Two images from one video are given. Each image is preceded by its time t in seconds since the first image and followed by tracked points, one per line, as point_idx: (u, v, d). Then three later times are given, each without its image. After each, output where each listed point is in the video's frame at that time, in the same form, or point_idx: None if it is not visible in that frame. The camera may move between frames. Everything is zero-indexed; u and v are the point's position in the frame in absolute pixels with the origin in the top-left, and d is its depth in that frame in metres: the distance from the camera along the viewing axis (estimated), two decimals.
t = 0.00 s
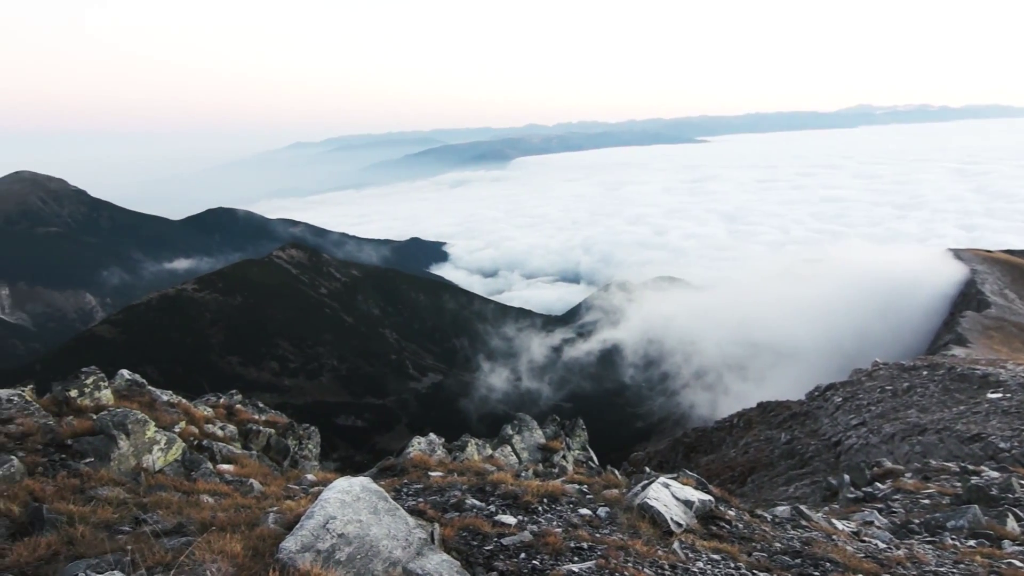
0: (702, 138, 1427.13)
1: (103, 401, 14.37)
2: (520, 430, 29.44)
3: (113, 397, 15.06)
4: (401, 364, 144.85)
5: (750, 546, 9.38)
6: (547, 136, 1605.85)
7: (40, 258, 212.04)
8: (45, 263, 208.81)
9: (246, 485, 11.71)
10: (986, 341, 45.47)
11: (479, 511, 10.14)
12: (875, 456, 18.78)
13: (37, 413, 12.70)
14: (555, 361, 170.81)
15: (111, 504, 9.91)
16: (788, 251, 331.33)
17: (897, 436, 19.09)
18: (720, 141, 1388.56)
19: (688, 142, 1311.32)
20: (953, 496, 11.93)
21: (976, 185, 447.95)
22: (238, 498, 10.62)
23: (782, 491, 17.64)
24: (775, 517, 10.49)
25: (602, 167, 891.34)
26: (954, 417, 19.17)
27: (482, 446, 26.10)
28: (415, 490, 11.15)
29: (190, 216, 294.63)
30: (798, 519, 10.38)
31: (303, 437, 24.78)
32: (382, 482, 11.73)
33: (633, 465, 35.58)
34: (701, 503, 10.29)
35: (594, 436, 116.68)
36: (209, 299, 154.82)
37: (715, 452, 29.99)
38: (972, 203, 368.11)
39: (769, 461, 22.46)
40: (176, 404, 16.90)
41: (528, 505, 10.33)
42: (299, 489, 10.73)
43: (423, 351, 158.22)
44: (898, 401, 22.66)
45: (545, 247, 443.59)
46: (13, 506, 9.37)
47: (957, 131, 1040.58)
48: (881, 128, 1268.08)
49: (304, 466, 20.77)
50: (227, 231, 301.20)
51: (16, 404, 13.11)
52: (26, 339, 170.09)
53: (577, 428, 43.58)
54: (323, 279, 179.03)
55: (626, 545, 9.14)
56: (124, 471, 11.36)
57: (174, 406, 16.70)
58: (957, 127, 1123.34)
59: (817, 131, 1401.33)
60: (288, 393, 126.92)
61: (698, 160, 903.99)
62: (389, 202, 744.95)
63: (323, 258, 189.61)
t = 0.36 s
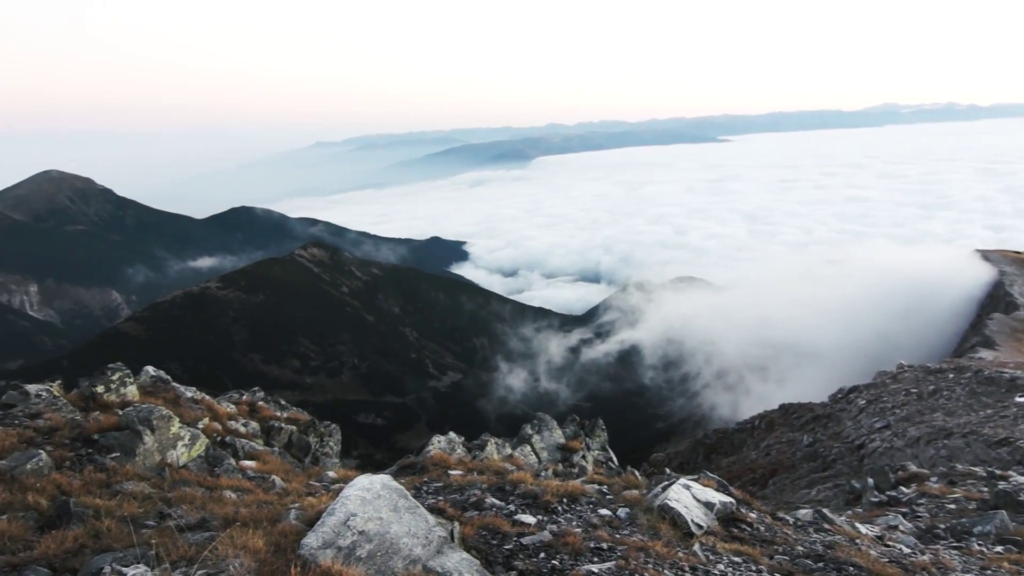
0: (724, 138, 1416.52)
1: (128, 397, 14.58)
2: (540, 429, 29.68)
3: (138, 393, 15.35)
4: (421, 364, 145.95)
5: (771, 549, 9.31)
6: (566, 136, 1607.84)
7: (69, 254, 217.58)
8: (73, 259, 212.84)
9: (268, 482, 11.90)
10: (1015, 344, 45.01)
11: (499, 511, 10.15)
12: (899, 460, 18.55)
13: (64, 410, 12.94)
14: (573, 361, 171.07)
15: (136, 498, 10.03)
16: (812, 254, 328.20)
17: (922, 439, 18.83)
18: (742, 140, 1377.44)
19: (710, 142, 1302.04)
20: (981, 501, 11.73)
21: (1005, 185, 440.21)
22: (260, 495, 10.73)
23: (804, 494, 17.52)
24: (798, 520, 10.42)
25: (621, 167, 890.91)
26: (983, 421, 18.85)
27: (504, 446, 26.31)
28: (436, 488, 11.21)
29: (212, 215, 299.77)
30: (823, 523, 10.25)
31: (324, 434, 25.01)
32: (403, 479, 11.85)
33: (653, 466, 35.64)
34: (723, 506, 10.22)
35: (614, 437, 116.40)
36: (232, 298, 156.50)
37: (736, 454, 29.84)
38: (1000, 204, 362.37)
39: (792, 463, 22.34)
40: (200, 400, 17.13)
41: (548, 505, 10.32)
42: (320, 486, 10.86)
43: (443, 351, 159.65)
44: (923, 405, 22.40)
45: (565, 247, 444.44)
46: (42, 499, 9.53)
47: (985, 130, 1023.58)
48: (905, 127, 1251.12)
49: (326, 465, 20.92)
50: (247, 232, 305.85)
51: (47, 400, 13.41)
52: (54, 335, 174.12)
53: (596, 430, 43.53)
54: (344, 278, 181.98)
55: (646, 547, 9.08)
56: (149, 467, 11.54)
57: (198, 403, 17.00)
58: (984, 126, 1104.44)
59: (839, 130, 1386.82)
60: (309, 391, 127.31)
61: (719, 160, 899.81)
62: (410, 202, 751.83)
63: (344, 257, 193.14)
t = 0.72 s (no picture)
0: (749, 137, 1398.77)
1: (155, 393, 14.75)
2: (561, 427, 29.48)
3: (164, 388, 15.54)
4: (443, 362, 147.55)
5: (795, 552, 9.23)
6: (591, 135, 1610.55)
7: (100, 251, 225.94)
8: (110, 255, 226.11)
9: (291, 479, 12.05)
10: None
11: (520, 510, 10.17)
12: (928, 462, 18.28)
13: (94, 404, 13.23)
14: (594, 362, 170.47)
15: (162, 493, 10.19)
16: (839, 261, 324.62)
17: (951, 443, 18.57)
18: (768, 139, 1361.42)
19: (736, 141, 1287.36)
20: (1009, 506, 11.58)
21: None
22: (283, 490, 10.90)
23: (827, 496, 17.45)
24: (822, 522, 10.33)
25: (644, 167, 889.26)
26: (1013, 425, 18.58)
27: (526, 444, 26.48)
28: (457, 486, 11.26)
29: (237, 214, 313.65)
30: (846, 526, 10.20)
31: (348, 430, 25.22)
32: (426, 477, 11.95)
33: (676, 467, 35.56)
34: (745, 506, 10.19)
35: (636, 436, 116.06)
36: (256, 295, 158.81)
37: (760, 455, 29.79)
38: None
39: (817, 466, 22.25)
40: (225, 396, 17.38)
41: (569, 504, 10.34)
42: (343, 482, 11.07)
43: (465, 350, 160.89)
44: (951, 408, 22.12)
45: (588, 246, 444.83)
46: (73, 491, 9.73)
47: (1020, 129, 1002.82)
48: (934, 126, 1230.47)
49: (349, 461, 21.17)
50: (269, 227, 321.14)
51: (76, 394, 13.68)
52: (84, 331, 179.23)
53: (617, 428, 42.41)
54: (368, 276, 184.31)
55: (668, 548, 9.04)
56: (175, 461, 11.70)
57: (224, 398, 17.26)
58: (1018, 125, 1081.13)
59: (866, 129, 1368.37)
60: (332, 388, 128.36)
61: (744, 159, 893.70)
62: (434, 200, 759.02)
63: (367, 255, 194.98)
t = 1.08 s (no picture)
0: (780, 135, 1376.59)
1: (186, 388, 15.01)
2: (587, 428, 29.61)
3: (195, 382, 15.76)
4: (468, 360, 149.42)
5: (825, 557, 9.08)
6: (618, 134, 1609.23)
7: (133, 252, 240.20)
8: (144, 254, 241.77)
9: (320, 474, 12.29)
10: None
11: (545, 509, 10.18)
12: (959, 469, 18.07)
13: (127, 398, 13.50)
14: (618, 363, 168.36)
15: (193, 487, 10.38)
16: (873, 269, 318.74)
17: (984, 449, 18.27)
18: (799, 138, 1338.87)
19: (768, 140, 1267.56)
20: None
21: None
22: (311, 486, 11.07)
23: (857, 501, 17.25)
24: (852, 527, 10.20)
25: (672, 166, 885.58)
26: None
27: (551, 444, 26.64)
28: (482, 484, 11.36)
29: (266, 214, 332.19)
30: (879, 532, 10.03)
31: (374, 428, 25.49)
32: (452, 474, 12.11)
33: (701, 468, 35.21)
34: (773, 510, 10.08)
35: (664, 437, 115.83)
36: (285, 292, 162.52)
37: (788, 458, 29.57)
38: None
39: (845, 471, 22.07)
40: (255, 392, 17.75)
41: (595, 504, 10.32)
42: (369, 479, 11.17)
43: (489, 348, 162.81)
44: (984, 413, 21.70)
45: (615, 246, 445.46)
46: (106, 484, 9.91)
47: None
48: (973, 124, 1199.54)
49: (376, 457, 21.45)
50: (293, 224, 337.59)
51: (109, 388, 14.00)
52: (117, 327, 191.53)
53: (643, 429, 42.86)
54: (394, 274, 187.42)
55: (693, 549, 9.01)
56: (206, 456, 12.05)
57: (253, 394, 17.60)
58: None
59: (899, 127, 1342.14)
60: (359, 384, 131.37)
61: (775, 158, 883.46)
62: (460, 199, 767.02)
63: (393, 253, 198.60)
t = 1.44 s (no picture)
0: (813, 134, 1349.64)
1: (219, 383, 15.63)
2: (616, 427, 32.86)
3: (227, 380, 16.48)
4: (495, 358, 149.91)
5: (858, 562, 8.96)
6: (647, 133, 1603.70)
7: (169, 249, 248.43)
8: (177, 251, 248.80)
9: (348, 470, 12.71)
10: None
11: (573, 508, 10.17)
12: (995, 475, 17.80)
13: (160, 393, 13.81)
14: (644, 366, 166.42)
15: (225, 480, 10.60)
16: (909, 277, 313.03)
17: (1020, 456, 17.98)
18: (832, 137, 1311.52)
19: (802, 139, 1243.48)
20: None
21: None
22: (339, 483, 11.38)
23: (889, 506, 17.12)
24: (886, 533, 10.07)
25: (701, 165, 878.26)
26: None
27: (577, 444, 27.55)
28: (509, 482, 11.49)
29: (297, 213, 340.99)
30: (910, 537, 9.94)
31: (403, 425, 25.92)
32: (480, 472, 12.36)
33: (730, 471, 35.21)
34: (804, 515, 9.98)
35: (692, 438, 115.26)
36: (315, 289, 166.14)
37: (819, 462, 29.39)
38: None
39: (877, 475, 21.88)
40: (285, 388, 18.37)
41: (622, 505, 10.37)
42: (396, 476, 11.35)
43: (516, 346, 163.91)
44: None
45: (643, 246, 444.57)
46: (141, 476, 10.17)
47: None
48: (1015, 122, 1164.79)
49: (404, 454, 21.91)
50: (322, 222, 344.95)
51: (144, 382, 14.48)
52: (152, 323, 197.40)
53: (671, 430, 45.23)
54: (422, 273, 189.88)
55: (722, 553, 8.91)
56: (237, 450, 12.39)
57: (283, 390, 18.33)
58: None
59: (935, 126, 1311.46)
60: (388, 381, 133.84)
61: (809, 158, 869.62)
62: (488, 198, 772.39)
63: (420, 253, 202.15)
